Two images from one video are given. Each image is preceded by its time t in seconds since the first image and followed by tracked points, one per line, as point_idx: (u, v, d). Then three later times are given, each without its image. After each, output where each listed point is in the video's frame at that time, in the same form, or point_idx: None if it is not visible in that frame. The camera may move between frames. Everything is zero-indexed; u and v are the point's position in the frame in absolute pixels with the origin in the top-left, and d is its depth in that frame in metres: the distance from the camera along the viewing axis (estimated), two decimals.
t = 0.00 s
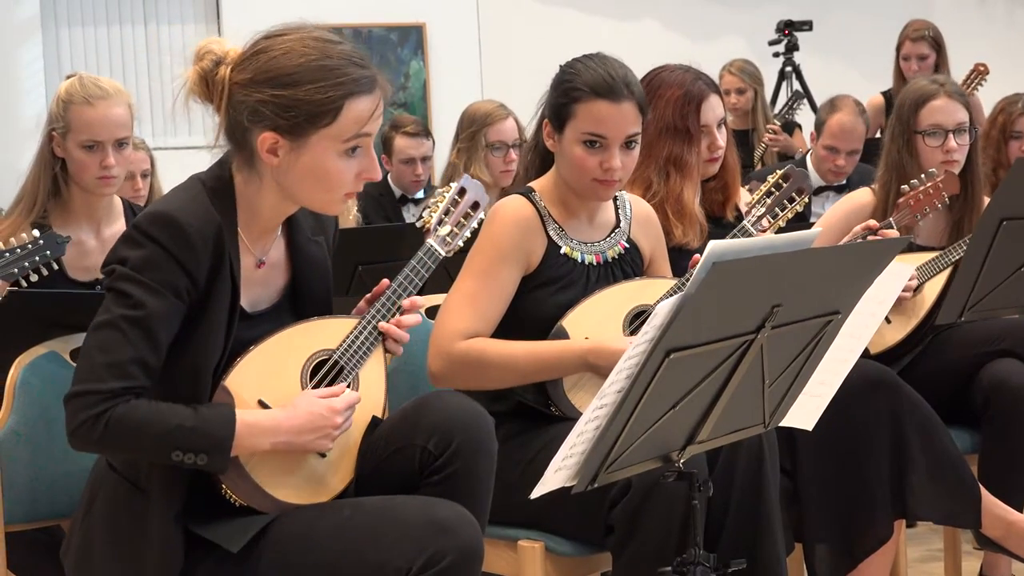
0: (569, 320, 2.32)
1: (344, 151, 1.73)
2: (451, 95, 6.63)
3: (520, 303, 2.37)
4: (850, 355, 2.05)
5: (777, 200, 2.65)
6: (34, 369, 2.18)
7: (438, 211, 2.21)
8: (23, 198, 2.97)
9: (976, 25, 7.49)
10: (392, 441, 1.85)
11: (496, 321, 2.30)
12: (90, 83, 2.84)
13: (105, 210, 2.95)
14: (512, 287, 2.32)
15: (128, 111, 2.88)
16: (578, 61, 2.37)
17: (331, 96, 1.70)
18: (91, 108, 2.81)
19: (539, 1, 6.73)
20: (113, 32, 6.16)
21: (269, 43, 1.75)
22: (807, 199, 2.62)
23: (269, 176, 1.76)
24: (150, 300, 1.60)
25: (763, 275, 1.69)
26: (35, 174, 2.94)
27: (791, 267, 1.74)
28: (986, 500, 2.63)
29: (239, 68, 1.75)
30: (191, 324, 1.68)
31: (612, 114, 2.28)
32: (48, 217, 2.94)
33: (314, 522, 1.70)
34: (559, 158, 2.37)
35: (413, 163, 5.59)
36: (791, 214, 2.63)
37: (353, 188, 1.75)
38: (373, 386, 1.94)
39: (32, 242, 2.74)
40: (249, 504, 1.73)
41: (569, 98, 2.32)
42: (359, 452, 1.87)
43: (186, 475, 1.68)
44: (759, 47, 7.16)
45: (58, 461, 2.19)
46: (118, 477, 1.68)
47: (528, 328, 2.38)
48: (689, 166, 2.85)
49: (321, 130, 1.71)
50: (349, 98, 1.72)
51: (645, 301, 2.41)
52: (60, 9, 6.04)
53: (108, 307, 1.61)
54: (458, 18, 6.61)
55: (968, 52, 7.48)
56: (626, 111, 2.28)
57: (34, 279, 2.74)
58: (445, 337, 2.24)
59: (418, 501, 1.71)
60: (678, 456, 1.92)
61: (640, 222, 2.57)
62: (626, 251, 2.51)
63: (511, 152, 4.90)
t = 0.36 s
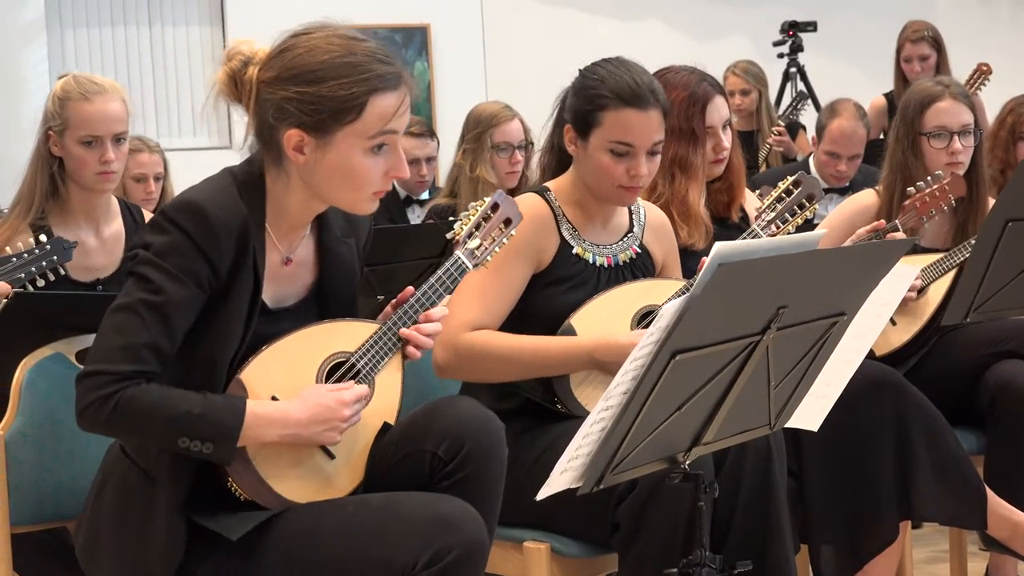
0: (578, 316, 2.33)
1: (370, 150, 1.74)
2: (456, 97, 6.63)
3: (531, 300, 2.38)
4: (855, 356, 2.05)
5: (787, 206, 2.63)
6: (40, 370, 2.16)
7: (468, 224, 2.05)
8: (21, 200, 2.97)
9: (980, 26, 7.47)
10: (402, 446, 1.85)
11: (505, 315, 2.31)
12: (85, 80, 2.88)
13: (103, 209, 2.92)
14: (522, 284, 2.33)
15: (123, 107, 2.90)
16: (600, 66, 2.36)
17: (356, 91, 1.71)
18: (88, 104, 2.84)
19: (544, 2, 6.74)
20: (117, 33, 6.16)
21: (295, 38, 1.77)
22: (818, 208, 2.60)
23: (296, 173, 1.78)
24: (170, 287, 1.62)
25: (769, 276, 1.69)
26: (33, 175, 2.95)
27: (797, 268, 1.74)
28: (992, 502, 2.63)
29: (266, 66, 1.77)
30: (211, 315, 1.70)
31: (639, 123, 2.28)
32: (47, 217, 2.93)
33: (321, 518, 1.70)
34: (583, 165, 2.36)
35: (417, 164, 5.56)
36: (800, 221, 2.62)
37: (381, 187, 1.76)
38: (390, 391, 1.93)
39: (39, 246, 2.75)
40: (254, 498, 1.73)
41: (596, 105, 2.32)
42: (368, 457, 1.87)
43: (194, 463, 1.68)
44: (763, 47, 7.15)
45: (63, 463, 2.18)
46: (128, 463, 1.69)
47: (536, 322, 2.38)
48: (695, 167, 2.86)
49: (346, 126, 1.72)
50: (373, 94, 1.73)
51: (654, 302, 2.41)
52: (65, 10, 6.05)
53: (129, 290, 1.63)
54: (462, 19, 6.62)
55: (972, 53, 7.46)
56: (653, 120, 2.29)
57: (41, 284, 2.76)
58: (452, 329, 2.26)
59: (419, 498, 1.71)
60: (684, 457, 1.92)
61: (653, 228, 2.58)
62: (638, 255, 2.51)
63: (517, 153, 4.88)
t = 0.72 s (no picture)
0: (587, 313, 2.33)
1: (403, 177, 1.76)
2: (461, 95, 6.63)
3: (541, 298, 2.38)
4: (862, 353, 2.05)
5: (796, 206, 2.63)
6: (48, 369, 2.16)
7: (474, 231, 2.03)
8: (15, 200, 2.91)
9: (986, 23, 7.45)
10: (409, 445, 1.85)
11: (514, 314, 2.31)
12: (71, 77, 2.85)
13: (100, 204, 2.92)
14: (533, 282, 2.33)
15: (110, 99, 2.86)
16: (622, 79, 2.33)
17: (390, 119, 1.73)
18: (76, 98, 2.81)
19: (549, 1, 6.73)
20: (122, 34, 6.18)
21: (334, 68, 1.79)
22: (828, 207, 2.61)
23: (328, 200, 1.80)
24: (188, 285, 1.63)
25: (776, 272, 1.69)
26: (24, 176, 2.89)
27: (804, 265, 1.73)
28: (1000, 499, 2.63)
29: (303, 93, 1.79)
30: (225, 315, 1.71)
31: (672, 142, 2.26)
32: (44, 216, 2.90)
33: (329, 514, 1.70)
34: (610, 181, 2.35)
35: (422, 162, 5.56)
36: (808, 221, 2.63)
37: (414, 216, 1.78)
38: (394, 390, 1.93)
39: (46, 245, 2.75)
40: (258, 493, 1.73)
41: (627, 125, 2.28)
42: (374, 457, 1.86)
43: (198, 457, 1.68)
44: (769, 43, 7.14)
45: (69, 461, 2.18)
46: (133, 458, 1.69)
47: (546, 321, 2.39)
48: (701, 165, 2.82)
49: (379, 153, 1.74)
50: (406, 121, 1.74)
51: (663, 299, 2.40)
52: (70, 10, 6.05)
53: (147, 286, 1.64)
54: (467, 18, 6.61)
55: (978, 49, 7.45)
56: (682, 138, 2.28)
57: (47, 282, 2.76)
58: (462, 327, 2.27)
59: (428, 493, 1.71)
60: (691, 454, 1.92)
61: (666, 233, 2.58)
62: (650, 257, 2.51)
63: (522, 152, 4.87)
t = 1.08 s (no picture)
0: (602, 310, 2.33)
1: (415, 161, 1.76)
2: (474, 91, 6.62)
3: (555, 293, 2.39)
4: (877, 349, 2.05)
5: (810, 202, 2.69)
6: (63, 362, 2.17)
7: (489, 226, 2.04)
8: (20, 201, 2.87)
9: (1001, 19, 7.43)
10: (423, 438, 1.85)
11: (530, 308, 2.32)
12: (62, 74, 2.83)
13: (106, 197, 2.88)
14: (548, 278, 2.33)
15: (103, 90, 2.84)
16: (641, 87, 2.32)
17: (400, 103, 1.73)
18: (68, 92, 2.79)
19: None
20: (135, 30, 6.18)
21: (344, 54, 1.79)
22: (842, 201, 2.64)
23: (341, 187, 1.80)
24: (202, 275, 1.64)
25: (791, 267, 1.69)
26: (29, 176, 2.86)
27: (820, 260, 1.73)
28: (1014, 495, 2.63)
29: (315, 81, 1.79)
30: (238, 305, 1.72)
31: (689, 157, 2.24)
32: (52, 213, 2.87)
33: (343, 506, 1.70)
34: (627, 186, 2.34)
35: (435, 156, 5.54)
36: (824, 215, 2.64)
37: (426, 199, 1.78)
38: (408, 383, 1.92)
39: (58, 237, 2.69)
40: (272, 484, 1.73)
41: (644, 140, 2.26)
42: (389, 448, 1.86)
43: (212, 450, 1.68)
44: (783, 39, 7.12)
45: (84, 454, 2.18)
46: (150, 451, 1.70)
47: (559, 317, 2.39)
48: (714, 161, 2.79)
49: (390, 137, 1.74)
50: (417, 106, 1.74)
51: (677, 294, 2.41)
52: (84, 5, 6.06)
53: (162, 277, 1.65)
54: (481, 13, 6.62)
55: (992, 46, 7.43)
56: (703, 153, 2.25)
57: (62, 274, 2.70)
58: (476, 323, 2.27)
59: (443, 485, 1.71)
60: (705, 449, 1.92)
61: (682, 228, 2.58)
62: (665, 253, 2.51)
63: (536, 147, 4.87)
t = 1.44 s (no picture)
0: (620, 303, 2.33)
1: (395, 101, 1.76)
2: (491, 84, 6.64)
3: (571, 288, 2.40)
4: (897, 342, 2.04)
5: (830, 188, 2.63)
6: (84, 355, 2.14)
7: (511, 218, 2.03)
8: (41, 192, 2.88)
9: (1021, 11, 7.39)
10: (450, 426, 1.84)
11: (544, 305, 2.33)
12: (78, 69, 2.83)
13: (126, 190, 2.83)
14: (562, 276, 2.35)
15: (120, 83, 2.84)
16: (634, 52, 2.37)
17: (370, 43, 1.74)
18: (83, 87, 2.79)
19: None
20: (152, 25, 6.18)
21: (309, 6, 1.79)
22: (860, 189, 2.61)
23: (331, 145, 1.80)
24: (217, 264, 1.65)
25: (812, 259, 1.68)
26: (48, 174, 2.87)
27: (839, 253, 1.73)
28: None
29: (287, 43, 1.80)
30: (255, 291, 1.73)
31: (667, 109, 2.28)
32: (72, 206, 2.86)
33: (362, 497, 1.70)
34: (616, 152, 2.37)
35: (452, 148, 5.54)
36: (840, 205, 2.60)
37: (413, 140, 1.78)
38: (428, 379, 1.92)
39: (78, 230, 2.68)
40: (296, 476, 1.73)
41: (626, 91, 2.33)
42: (412, 441, 1.86)
43: (242, 440, 1.69)
44: (799, 32, 7.10)
45: (104, 446, 2.16)
46: (180, 447, 1.70)
47: (572, 311, 2.40)
48: (733, 153, 2.84)
49: (367, 81, 1.75)
50: (388, 45, 1.75)
51: (694, 288, 2.39)
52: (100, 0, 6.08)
53: (177, 270, 1.66)
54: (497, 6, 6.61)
55: (1012, 39, 7.39)
56: (681, 106, 2.28)
57: (82, 268, 2.67)
58: (492, 323, 2.29)
59: (465, 477, 1.71)
60: (724, 443, 1.91)
61: (698, 217, 2.56)
62: (680, 243, 2.50)
63: (556, 140, 4.89)
